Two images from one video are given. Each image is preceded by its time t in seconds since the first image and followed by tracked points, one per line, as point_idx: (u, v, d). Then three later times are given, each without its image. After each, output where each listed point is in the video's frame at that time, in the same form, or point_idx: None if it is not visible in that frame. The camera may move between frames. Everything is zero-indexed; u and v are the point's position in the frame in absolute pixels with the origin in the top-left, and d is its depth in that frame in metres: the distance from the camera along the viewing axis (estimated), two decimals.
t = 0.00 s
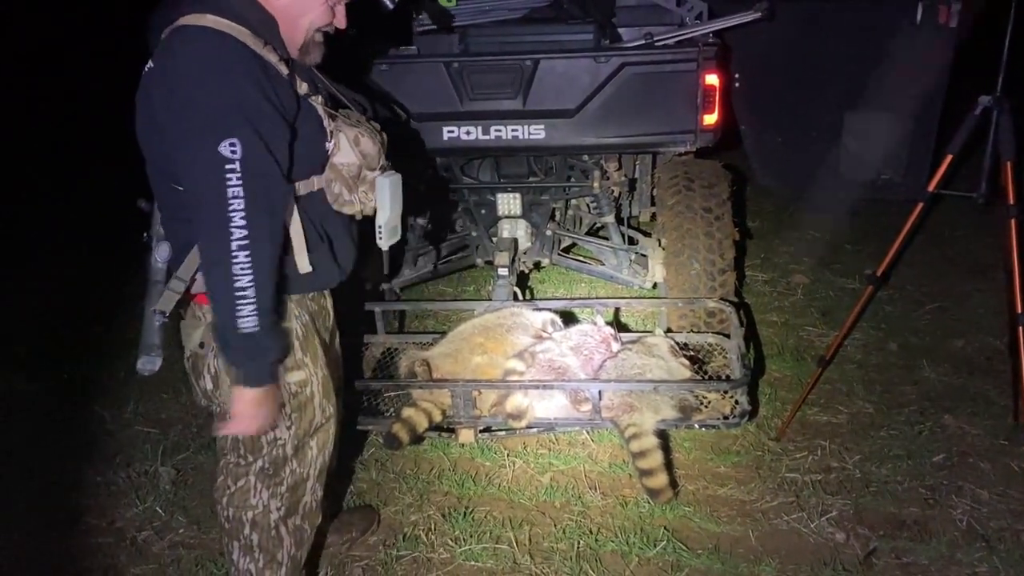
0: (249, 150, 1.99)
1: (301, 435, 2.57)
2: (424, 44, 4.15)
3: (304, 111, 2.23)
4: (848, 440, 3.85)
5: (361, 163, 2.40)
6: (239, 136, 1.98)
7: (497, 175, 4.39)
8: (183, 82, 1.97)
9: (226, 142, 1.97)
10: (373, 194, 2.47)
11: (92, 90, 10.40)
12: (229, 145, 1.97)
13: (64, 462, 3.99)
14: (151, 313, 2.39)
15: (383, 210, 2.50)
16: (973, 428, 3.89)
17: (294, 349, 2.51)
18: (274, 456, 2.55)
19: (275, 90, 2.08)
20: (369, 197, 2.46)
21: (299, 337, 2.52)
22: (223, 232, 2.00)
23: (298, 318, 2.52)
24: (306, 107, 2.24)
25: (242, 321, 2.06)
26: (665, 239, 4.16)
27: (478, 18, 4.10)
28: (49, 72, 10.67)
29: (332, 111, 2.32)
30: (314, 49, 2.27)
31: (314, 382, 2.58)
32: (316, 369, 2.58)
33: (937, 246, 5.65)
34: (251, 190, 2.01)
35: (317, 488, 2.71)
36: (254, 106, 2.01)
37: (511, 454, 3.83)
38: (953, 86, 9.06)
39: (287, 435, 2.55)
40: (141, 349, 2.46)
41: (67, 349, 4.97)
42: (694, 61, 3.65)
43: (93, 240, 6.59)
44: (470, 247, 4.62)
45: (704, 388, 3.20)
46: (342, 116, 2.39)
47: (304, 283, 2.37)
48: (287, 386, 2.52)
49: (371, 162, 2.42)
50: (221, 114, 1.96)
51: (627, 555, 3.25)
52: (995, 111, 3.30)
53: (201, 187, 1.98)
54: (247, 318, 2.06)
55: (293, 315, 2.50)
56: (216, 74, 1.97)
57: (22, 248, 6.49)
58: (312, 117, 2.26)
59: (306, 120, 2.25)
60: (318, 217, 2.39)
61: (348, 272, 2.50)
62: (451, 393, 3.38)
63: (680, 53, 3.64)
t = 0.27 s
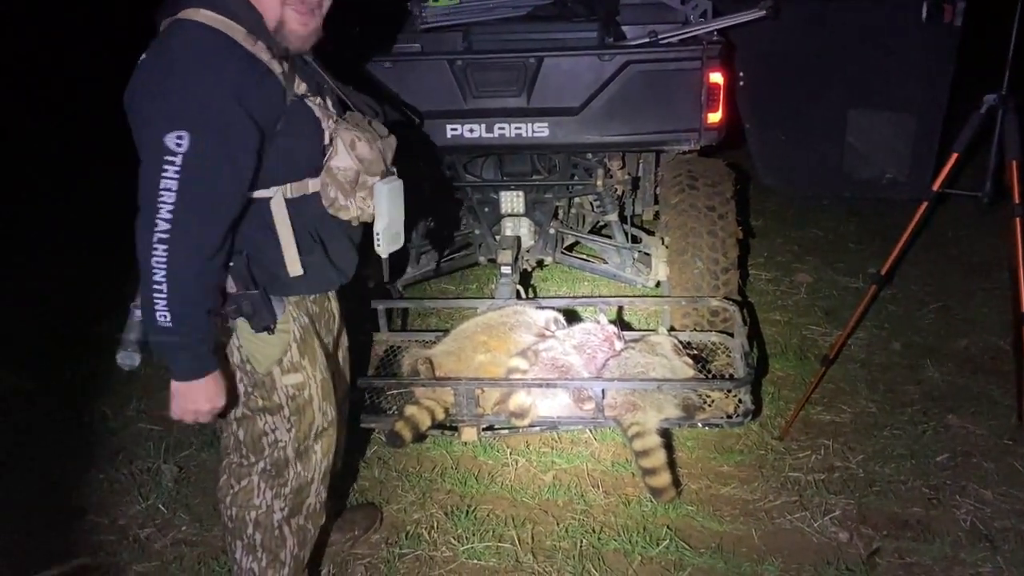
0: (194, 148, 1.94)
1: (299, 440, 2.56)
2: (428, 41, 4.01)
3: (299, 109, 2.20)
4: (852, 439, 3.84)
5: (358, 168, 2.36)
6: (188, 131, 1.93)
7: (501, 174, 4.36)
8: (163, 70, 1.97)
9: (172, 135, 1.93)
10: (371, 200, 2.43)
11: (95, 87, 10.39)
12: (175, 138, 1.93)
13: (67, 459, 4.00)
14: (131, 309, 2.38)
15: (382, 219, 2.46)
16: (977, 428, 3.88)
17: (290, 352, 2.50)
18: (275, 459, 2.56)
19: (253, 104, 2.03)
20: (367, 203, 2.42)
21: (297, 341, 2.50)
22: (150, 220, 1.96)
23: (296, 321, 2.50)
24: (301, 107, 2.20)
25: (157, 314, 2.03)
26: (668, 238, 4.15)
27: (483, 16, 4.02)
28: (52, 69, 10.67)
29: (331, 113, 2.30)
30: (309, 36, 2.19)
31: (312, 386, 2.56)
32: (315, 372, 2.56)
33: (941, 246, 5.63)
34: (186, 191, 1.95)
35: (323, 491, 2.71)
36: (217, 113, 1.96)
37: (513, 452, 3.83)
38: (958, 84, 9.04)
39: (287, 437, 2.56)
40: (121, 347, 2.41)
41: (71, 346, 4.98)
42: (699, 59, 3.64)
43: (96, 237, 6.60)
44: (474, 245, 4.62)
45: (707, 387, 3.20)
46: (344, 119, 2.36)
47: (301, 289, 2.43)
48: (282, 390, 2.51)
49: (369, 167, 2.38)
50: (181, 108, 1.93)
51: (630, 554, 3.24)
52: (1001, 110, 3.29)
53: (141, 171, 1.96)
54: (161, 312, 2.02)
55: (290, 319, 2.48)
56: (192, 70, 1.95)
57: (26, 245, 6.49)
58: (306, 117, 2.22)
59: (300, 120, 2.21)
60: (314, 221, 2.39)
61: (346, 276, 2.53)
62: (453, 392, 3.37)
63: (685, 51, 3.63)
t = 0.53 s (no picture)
0: (169, 145, 1.98)
1: (294, 443, 2.56)
2: (431, 34, 4.02)
3: (286, 107, 2.21)
4: (855, 434, 3.84)
5: (347, 167, 2.32)
6: (161, 128, 1.97)
7: (504, 167, 4.35)
8: (136, 67, 2.02)
9: (141, 131, 1.97)
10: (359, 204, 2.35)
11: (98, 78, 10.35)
12: (148, 134, 1.97)
13: (70, 451, 4.00)
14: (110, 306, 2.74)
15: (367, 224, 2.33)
16: (980, 423, 3.88)
17: (274, 355, 2.49)
18: (275, 462, 2.58)
19: (225, 98, 2.06)
20: (355, 206, 2.36)
21: (287, 343, 2.50)
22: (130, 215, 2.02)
23: (288, 323, 2.50)
24: (287, 105, 2.21)
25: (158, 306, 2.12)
26: (673, 233, 4.14)
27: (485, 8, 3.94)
28: (54, 60, 10.63)
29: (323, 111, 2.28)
30: (292, 25, 2.17)
31: (304, 390, 2.55)
32: (308, 375, 2.54)
33: (945, 241, 5.62)
34: (160, 186, 2.00)
35: (328, 493, 2.71)
36: (183, 107, 1.99)
37: (516, 446, 3.83)
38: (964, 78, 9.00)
39: (283, 440, 2.57)
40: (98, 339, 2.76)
41: (74, 339, 4.97)
42: (703, 52, 3.63)
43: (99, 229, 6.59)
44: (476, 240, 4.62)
45: (712, 382, 3.19)
46: (338, 117, 2.33)
47: (293, 288, 2.47)
48: (272, 392, 2.52)
49: (358, 167, 2.33)
50: (148, 104, 1.97)
51: (634, 548, 3.24)
52: (1007, 104, 3.27)
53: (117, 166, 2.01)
54: (159, 303, 2.11)
55: (283, 320, 2.50)
56: (162, 66, 1.99)
57: (30, 238, 6.48)
58: (293, 114, 2.23)
59: (285, 118, 2.22)
60: (300, 221, 2.40)
61: (341, 275, 2.54)
62: (456, 386, 3.38)
63: (689, 44, 3.62)
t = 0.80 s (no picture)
0: (160, 148, 1.98)
1: (302, 442, 2.58)
2: (438, 30, 4.04)
3: (287, 107, 2.24)
4: (861, 430, 3.84)
5: (350, 165, 2.32)
6: (154, 130, 1.98)
7: (510, 162, 4.38)
8: (139, 67, 2.03)
9: (135, 130, 1.98)
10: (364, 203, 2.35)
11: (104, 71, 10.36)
12: (141, 134, 1.98)
13: (79, 445, 4.02)
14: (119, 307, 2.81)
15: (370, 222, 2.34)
16: (987, 419, 3.87)
17: (280, 355, 2.50)
18: (284, 460, 2.61)
19: (222, 105, 2.06)
20: (360, 204, 2.36)
21: (294, 342, 2.51)
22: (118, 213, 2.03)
23: (295, 322, 2.51)
24: (289, 102, 2.24)
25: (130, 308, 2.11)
26: (678, 229, 4.14)
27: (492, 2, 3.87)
28: (60, 54, 10.64)
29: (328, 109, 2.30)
30: (292, 19, 2.16)
31: (312, 389, 2.56)
32: (315, 374, 2.55)
33: (952, 236, 5.61)
34: (148, 188, 2.00)
35: (337, 491, 2.72)
36: (178, 107, 1.99)
37: (523, 441, 3.83)
38: (971, 71, 8.96)
39: (291, 439, 2.59)
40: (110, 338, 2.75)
41: (82, 333, 4.99)
42: (709, 47, 3.62)
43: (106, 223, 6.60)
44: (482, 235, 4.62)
45: (718, 378, 3.18)
46: (345, 116, 2.33)
47: (299, 288, 2.47)
48: (280, 391, 2.53)
49: (361, 165, 2.32)
50: (143, 103, 1.98)
51: (639, 543, 3.25)
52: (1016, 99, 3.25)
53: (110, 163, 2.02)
54: (131, 305, 2.11)
55: (290, 319, 2.50)
56: (162, 69, 2.00)
57: (37, 232, 6.50)
58: (296, 110, 2.26)
59: (287, 116, 2.25)
60: (304, 219, 2.43)
61: (348, 274, 2.55)
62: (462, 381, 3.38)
63: (695, 39, 3.61)
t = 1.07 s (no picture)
0: (161, 142, 1.98)
1: (307, 433, 2.59)
2: (437, 19, 3.93)
3: (291, 101, 2.24)
4: (861, 421, 3.84)
5: (354, 161, 2.31)
6: (155, 124, 1.98)
7: (510, 154, 4.36)
8: (142, 61, 2.03)
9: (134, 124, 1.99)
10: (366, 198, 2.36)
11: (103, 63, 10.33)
12: (143, 128, 1.98)
13: (79, 436, 4.02)
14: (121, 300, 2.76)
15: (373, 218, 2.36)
16: (987, 410, 3.87)
17: (285, 346, 2.51)
18: (287, 451, 2.61)
19: (224, 100, 2.05)
20: (362, 199, 2.36)
21: (299, 333, 2.52)
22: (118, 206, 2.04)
23: (300, 313, 2.51)
24: (293, 95, 2.24)
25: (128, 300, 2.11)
26: (680, 220, 4.14)
27: None
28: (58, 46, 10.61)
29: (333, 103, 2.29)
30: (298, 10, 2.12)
31: (317, 380, 2.57)
32: (320, 366, 2.56)
33: (953, 228, 5.60)
34: (148, 182, 2.00)
35: (339, 483, 2.72)
36: (172, 99, 1.98)
37: (524, 432, 3.84)
38: (972, 62, 8.94)
39: (297, 430, 2.60)
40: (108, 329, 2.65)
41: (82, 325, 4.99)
42: (711, 38, 3.61)
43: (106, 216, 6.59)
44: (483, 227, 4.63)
45: (719, 369, 3.19)
46: (351, 110, 2.32)
47: (303, 279, 2.47)
48: (285, 382, 2.55)
49: (364, 161, 2.32)
50: (141, 96, 1.98)
51: (639, 534, 3.25)
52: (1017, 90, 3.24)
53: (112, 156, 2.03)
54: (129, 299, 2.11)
55: (295, 310, 2.51)
56: (164, 62, 2.00)
57: (37, 224, 6.50)
58: (300, 104, 2.26)
59: (292, 109, 2.25)
60: (306, 212, 2.42)
61: (352, 267, 2.54)
62: (462, 372, 3.38)
63: (696, 29, 3.60)
